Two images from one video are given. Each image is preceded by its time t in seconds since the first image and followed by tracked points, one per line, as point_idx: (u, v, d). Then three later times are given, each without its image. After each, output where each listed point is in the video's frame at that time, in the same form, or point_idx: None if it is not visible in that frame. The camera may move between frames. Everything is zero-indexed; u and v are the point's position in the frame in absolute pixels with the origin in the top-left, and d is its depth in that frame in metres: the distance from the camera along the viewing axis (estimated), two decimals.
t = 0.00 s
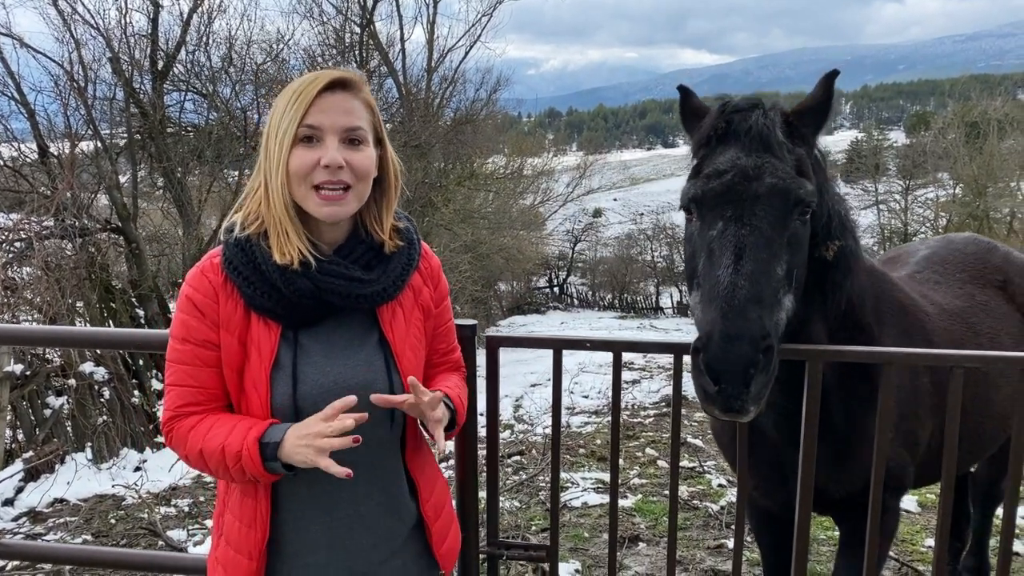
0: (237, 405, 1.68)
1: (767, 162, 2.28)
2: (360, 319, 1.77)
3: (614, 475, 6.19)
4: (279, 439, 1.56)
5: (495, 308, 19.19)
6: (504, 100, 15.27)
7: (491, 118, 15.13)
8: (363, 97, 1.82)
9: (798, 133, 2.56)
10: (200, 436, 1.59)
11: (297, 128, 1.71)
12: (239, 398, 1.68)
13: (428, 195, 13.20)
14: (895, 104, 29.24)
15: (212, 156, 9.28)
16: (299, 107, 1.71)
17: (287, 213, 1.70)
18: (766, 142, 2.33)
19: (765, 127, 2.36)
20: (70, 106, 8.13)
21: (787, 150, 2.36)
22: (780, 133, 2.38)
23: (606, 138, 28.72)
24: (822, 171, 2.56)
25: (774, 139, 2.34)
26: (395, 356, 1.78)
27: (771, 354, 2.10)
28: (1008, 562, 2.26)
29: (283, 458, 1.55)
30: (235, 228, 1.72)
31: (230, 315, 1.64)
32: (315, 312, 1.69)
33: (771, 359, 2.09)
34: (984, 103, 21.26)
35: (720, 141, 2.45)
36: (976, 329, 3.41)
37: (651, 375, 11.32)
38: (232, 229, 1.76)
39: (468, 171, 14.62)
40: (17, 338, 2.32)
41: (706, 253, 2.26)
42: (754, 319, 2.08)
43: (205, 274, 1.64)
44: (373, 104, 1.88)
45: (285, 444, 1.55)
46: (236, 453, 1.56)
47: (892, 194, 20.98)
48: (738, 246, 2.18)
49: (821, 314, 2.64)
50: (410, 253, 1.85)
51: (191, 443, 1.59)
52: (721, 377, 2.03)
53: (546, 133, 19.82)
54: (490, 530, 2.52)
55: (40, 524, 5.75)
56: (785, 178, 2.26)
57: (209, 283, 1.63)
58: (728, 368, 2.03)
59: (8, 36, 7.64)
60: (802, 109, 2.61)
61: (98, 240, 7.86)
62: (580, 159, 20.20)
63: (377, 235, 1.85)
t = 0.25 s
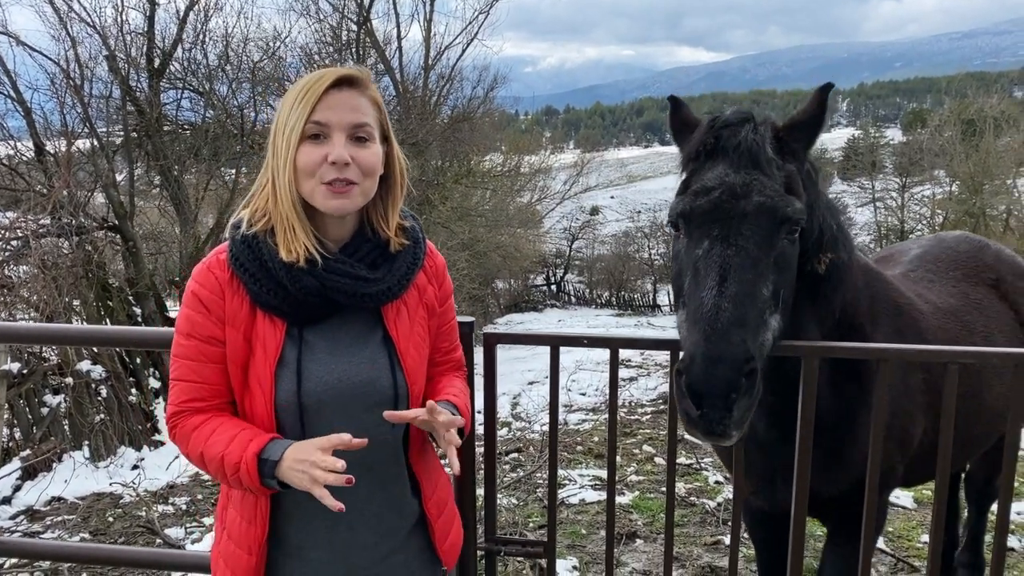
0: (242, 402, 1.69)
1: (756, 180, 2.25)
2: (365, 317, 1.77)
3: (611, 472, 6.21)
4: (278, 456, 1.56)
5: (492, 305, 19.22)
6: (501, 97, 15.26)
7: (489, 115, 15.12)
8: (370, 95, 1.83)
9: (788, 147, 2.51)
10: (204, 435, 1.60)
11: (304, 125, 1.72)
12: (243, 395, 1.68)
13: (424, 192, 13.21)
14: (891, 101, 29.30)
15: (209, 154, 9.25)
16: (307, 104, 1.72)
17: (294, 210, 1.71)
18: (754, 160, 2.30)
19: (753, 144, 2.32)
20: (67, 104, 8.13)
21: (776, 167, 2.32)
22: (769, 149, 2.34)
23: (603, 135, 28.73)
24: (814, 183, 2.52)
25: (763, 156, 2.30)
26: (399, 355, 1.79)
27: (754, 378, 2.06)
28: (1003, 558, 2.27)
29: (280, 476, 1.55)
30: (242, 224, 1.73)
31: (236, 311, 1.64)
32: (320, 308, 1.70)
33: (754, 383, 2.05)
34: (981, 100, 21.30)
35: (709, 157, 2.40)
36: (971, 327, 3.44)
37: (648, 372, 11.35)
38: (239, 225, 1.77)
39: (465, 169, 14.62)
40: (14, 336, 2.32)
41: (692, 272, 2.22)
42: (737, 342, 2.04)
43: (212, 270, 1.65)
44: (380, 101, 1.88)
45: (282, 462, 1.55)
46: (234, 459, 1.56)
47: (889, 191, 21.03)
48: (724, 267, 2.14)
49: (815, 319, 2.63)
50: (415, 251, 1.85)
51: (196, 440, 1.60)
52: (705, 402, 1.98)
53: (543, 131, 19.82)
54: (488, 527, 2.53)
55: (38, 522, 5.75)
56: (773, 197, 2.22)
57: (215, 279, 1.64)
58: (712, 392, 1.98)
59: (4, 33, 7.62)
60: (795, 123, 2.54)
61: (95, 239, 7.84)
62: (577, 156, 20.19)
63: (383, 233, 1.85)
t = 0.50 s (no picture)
0: (245, 399, 1.70)
1: (751, 189, 2.22)
2: (367, 315, 1.78)
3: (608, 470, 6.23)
4: (282, 454, 1.57)
5: (488, 304, 19.23)
6: (497, 96, 15.25)
7: (485, 114, 15.10)
8: (371, 94, 1.83)
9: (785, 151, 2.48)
10: (207, 434, 1.61)
11: (306, 126, 1.72)
12: (246, 393, 1.70)
13: (421, 191, 13.21)
14: (887, 99, 29.36)
15: (206, 152, 9.30)
16: (308, 104, 1.72)
17: (296, 209, 1.71)
18: (750, 167, 2.26)
19: (749, 151, 2.27)
20: (62, 103, 8.11)
21: (772, 174, 2.29)
22: (765, 156, 2.30)
23: (600, 134, 28.73)
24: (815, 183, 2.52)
25: (760, 164, 2.26)
26: (401, 352, 1.79)
27: (752, 394, 2.09)
28: (995, 554, 2.29)
29: (284, 474, 1.56)
30: (244, 223, 1.74)
31: (238, 309, 1.65)
32: (322, 306, 1.71)
33: (752, 397, 2.08)
34: (976, 99, 21.36)
35: (704, 164, 2.36)
36: (967, 325, 3.46)
37: (644, 371, 11.37)
38: (241, 224, 1.78)
39: (462, 168, 14.59)
40: (12, 335, 2.32)
41: (688, 285, 2.20)
42: (736, 360, 2.04)
43: (214, 269, 1.66)
44: (381, 101, 1.88)
45: (286, 461, 1.56)
46: (239, 457, 1.57)
47: (885, 189, 21.08)
48: (720, 280, 2.12)
49: (816, 316, 2.63)
50: (416, 249, 1.86)
51: (201, 438, 1.61)
52: (703, 420, 2.04)
53: (540, 130, 19.80)
54: (485, 524, 2.55)
55: (34, 521, 5.76)
56: (770, 208, 2.19)
57: (217, 277, 1.65)
58: (708, 409, 2.03)
59: None
60: (791, 127, 2.51)
61: (91, 238, 7.82)
62: (574, 155, 20.19)
63: (383, 232, 1.86)
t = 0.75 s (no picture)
0: (235, 397, 1.71)
1: (748, 194, 2.18)
2: (356, 312, 1.79)
3: (599, 467, 6.26)
4: (272, 452, 1.58)
5: (480, 302, 19.26)
6: (489, 94, 15.26)
7: (477, 112, 15.10)
8: (356, 91, 1.84)
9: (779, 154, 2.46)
10: (197, 433, 1.62)
11: (291, 125, 1.73)
12: (237, 390, 1.71)
13: (413, 189, 13.21)
14: (877, 97, 29.55)
15: (196, 150, 9.26)
16: (293, 103, 1.73)
17: (283, 208, 1.72)
18: (745, 172, 2.22)
19: (743, 155, 2.24)
20: (52, 101, 8.08)
21: (767, 178, 2.26)
22: (760, 160, 2.27)
23: (592, 132, 28.80)
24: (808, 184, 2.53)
25: (754, 168, 2.23)
26: (391, 349, 1.80)
27: (754, 407, 2.08)
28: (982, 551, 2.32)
29: (275, 472, 1.57)
30: (233, 222, 1.75)
31: (228, 308, 1.66)
32: (311, 303, 1.72)
33: (753, 409, 2.06)
34: (965, 97, 21.50)
35: (698, 168, 2.32)
36: (957, 320, 3.50)
37: (636, 368, 11.42)
38: (229, 223, 1.79)
39: (454, 166, 14.60)
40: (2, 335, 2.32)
41: (686, 295, 2.16)
42: (738, 373, 2.02)
43: (203, 268, 1.67)
44: (367, 97, 1.89)
45: (277, 459, 1.57)
46: (229, 455, 1.59)
47: (875, 187, 21.21)
48: (719, 291, 2.08)
49: (809, 313, 2.64)
50: (406, 246, 1.87)
51: (191, 437, 1.62)
52: (707, 435, 2.02)
53: (532, 128, 19.83)
54: (476, 521, 2.56)
55: (24, 521, 5.74)
56: (767, 213, 2.16)
57: (206, 276, 1.66)
58: (711, 423, 2.01)
59: None
60: (785, 128, 2.48)
61: (81, 236, 7.79)
62: (566, 153, 20.22)
63: (372, 229, 1.87)
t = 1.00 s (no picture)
0: (221, 397, 1.71)
1: (748, 199, 2.16)
2: (343, 312, 1.80)
3: (588, 466, 6.29)
4: (263, 455, 1.59)
5: (469, 302, 19.26)
6: (478, 93, 15.25)
7: (465, 111, 15.09)
8: (342, 88, 1.85)
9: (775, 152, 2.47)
10: (184, 435, 1.62)
11: (277, 120, 1.74)
12: (222, 391, 1.71)
13: (401, 189, 13.19)
14: (863, 97, 29.79)
15: (183, 150, 9.17)
16: (278, 99, 1.74)
17: (271, 206, 1.73)
18: (744, 175, 2.20)
19: (742, 158, 2.22)
20: (36, 100, 8.01)
21: (766, 181, 2.24)
22: (759, 163, 2.25)
23: (580, 132, 28.87)
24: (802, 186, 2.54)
25: (753, 172, 2.21)
26: (377, 350, 1.82)
27: (762, 418, 2.05)
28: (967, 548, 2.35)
29: (264, 476, 1.58)
30: (219, 221, 1.75)
31: (214, 308, 1.66)
32: (298, 304, 1.72)
33: (763, 420, 2.04)
34: (950, 96, 21.74)
35: (696, 172, 2.30)
36: (943, 318, 3.55)
37: (625, 367, 11.47)
38: (215, 222, 1.79)
39: (443, 165, 14.59)
40: None
41: (690, 303, 2.13)
42: (749, 383, 2.00)
43: (189, 267, 1.67)
44: (353, 95, 1.91)
45: (267, 463, 1.58)
46: (217, 459, 1.59)
47: (862, 186, 21.28)
48: (724, 299, 2.05)
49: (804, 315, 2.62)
50: (393, 247, 1.89)
51: (176, 438, 1.62)
52: (717, 447, 1.99)
53: (520, 127, 19.84)
54: (465, 521, 2.57)
55: (11, 524, 5.71)
56: (769, 217, 2.14)
57: (192, 276, 1.66)
58: (722, 434, 1.98)
59: None
60: (783, 129, 2.50)
61: (66, 237, 7.73)
62: (555, 153, 20.24)
63: (359, 228, 1.88)
